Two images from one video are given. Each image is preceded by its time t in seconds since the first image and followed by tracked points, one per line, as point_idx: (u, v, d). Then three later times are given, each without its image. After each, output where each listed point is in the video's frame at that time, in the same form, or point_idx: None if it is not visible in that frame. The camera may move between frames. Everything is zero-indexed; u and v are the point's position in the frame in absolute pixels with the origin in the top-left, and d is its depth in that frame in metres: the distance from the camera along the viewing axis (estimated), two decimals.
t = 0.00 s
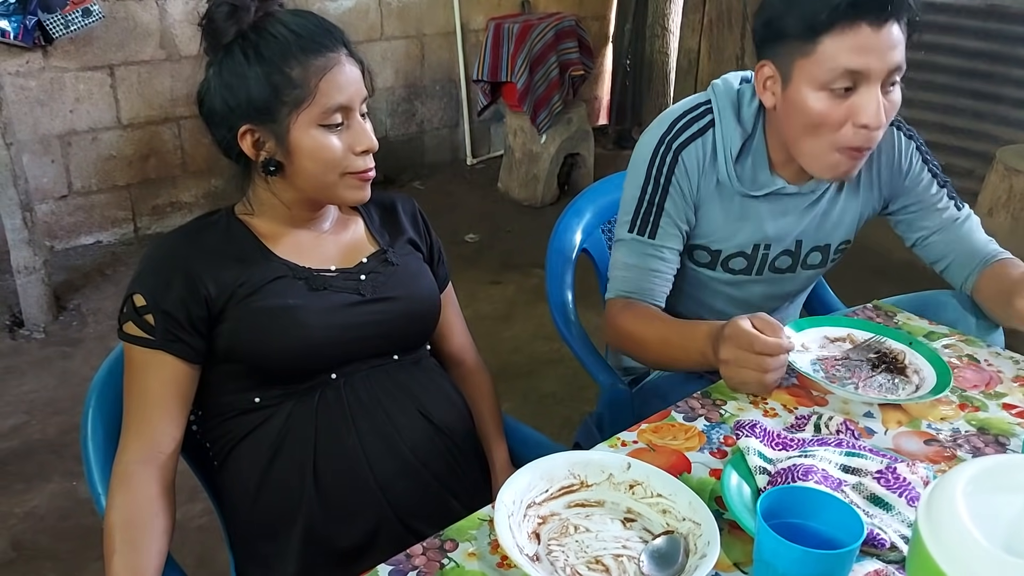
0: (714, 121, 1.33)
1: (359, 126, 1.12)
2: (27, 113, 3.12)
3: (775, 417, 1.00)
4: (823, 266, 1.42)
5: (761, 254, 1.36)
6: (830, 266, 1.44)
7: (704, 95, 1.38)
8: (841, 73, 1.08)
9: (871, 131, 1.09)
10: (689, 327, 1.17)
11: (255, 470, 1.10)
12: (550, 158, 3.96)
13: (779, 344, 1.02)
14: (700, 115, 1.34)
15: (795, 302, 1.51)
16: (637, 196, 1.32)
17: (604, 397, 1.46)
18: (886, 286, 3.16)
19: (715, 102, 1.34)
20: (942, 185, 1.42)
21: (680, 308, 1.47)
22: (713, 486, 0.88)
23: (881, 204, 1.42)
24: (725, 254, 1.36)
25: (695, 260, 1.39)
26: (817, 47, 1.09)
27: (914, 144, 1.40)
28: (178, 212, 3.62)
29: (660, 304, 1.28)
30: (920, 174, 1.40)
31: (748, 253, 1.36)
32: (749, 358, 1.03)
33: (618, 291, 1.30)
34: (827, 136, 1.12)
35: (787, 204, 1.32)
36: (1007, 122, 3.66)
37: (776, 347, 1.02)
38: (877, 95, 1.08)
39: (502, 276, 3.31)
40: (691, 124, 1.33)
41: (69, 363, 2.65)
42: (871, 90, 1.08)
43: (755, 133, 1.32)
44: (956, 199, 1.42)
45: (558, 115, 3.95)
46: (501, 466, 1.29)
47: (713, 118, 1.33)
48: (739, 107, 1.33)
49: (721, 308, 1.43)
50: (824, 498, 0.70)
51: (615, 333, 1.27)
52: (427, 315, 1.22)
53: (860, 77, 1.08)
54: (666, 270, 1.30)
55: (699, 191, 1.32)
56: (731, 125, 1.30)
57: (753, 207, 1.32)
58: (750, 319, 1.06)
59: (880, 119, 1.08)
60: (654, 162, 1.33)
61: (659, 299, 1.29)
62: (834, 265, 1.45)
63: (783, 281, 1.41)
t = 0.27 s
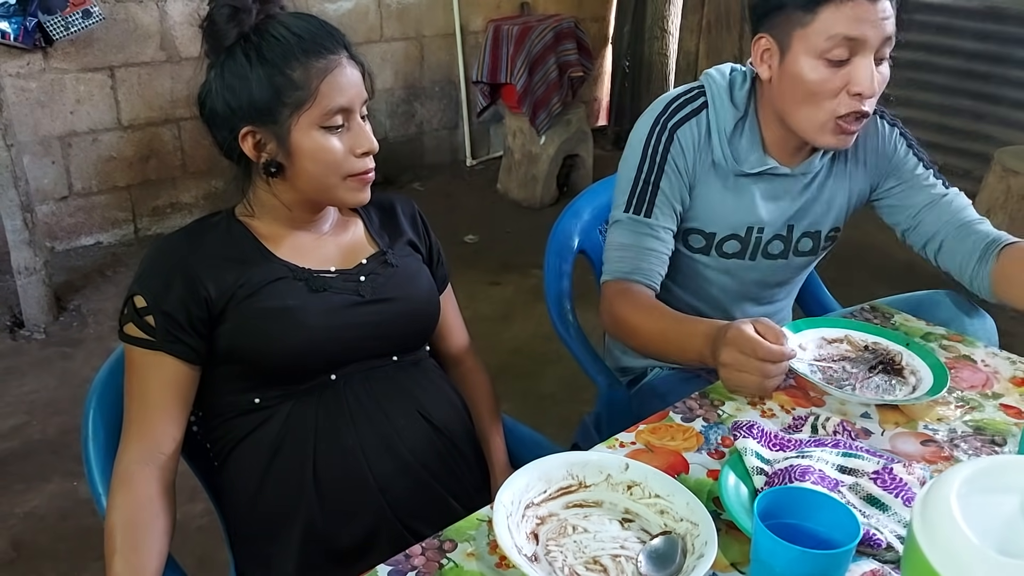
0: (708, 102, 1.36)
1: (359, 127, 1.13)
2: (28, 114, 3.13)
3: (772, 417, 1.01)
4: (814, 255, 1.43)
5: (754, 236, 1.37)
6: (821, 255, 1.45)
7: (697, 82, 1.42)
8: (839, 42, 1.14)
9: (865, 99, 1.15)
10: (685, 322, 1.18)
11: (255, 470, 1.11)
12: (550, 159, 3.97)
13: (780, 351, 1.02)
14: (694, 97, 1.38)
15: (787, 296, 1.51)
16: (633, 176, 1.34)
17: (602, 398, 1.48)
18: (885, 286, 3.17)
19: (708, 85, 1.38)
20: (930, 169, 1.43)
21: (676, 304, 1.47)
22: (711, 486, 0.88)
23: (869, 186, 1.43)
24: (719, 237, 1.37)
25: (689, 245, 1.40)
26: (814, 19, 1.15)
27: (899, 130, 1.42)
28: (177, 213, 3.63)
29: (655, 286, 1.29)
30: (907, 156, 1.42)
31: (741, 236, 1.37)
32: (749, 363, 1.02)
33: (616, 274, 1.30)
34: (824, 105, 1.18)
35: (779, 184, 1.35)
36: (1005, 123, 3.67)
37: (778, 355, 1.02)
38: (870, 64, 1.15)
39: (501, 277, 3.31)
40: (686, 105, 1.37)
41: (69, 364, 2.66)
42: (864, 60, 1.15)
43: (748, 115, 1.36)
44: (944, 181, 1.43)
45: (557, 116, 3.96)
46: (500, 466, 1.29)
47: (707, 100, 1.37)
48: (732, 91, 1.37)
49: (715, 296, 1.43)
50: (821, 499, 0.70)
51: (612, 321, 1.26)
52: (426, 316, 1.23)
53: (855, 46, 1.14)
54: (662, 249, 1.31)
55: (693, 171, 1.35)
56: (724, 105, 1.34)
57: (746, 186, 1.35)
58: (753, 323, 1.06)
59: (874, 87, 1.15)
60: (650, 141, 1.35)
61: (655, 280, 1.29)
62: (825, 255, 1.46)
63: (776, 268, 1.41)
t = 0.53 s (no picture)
0: (709, 100, 1.37)
1: (358, 129, 1.13)
2: (28, 115, 3.14)
3: (768, 418, 1.01)
4: (810, 256, 1.43)
5: (754, 234, 1.37)
6: (818, 256, 1.45)
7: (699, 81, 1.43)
8: (826, 44, 1.14)
9: (854, 101, 1.15)
10: (685, 322, 1.19)
11: (254, 470, 1.11)
12: (549, 161, 3.98)
13: (776, 351, 1.04)
14: (695, 95, 1.38)
15: (786, 296, 1.52)
16: (634, 172, 1.35)
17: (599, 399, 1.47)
18: (882, 287, 3.18)
19: (709, 83, 1.39)
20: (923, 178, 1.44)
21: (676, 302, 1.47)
22: (706, 486, 0.89)
23: (864, 190, 1.44)
24: (719, 234, 1.38)
25: (689, 241, 1.40)
26: (802, 22, 1.15)
27: (895, 137, 1.43)
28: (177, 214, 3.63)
29: (656, 282, 1.30)
30: (901, 164, 1.43)
31: (740, 234, 1.38)
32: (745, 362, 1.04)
33: (616, 269, 1.31)
34: (812, 105, 1.19)
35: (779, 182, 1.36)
36: (1002, 125, 3.68)
37: (774, 354, 1.03)
38: (857, 67, 1.15)
39: (500, 278, 3.32)
40: (687, 102, 1.37)
41: (69, 365, 2.66)
42: (851, 63, 1.15)
43: (748, 113, 1.36)
44: (936, 191, 1.44)
45: (556, 117, 3.97)
46: (498, 466, 1.30)
47: (708, 97, 1.38)
48: (733, 88, 1.37)
49: (714, 294, 1.43)
50: (814, 498, 0.71)
51: (613, 316, 1.27)
52: (423, 317, 1.23)
53: (843, 48, 1.14)
54: (663, 243, 1.32)
55: (694, 167, 1.36)
56: (726, 102, 1.35)
57: (747, 183, 1.35)
58: (748, 324, 1.08)
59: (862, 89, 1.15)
60: (652, 137, 1.36)
61: (655, 275, 1.30)
62: (822, 256, 1.47)
63: (774, 267, 1.42)
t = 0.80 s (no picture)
0: (717, 104, 1.38)
1: (361, 130, 1.14)
2: (30, 117, 3.14)
3: (768, 417, 1.02)
4: (814, 260, 1.44)
5: (758, 239, 1.38)
6: (822, 260, 1.46)
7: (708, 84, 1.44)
8: (827, 74, 1.13)
9: (851, 129, 1.15)
10: (686, 322, 1.20)
11: (257, 470, 1.12)
12: (550, 162, 3.98)
13: (774, 351, 1.05)
14: (703, 98, 1.39)
15: (789, 298, 1.52)
16: (640, 175, 1.36)
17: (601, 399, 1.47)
18: (883, 288, 3.18)
19: (718, 87, 1.39)
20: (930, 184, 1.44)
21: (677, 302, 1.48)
22: (707, 486, 0.89)
23: (869, 198, 1.45)
24: (723, 237, 1.38)
25: (694, 244, 1.41)
26: (807, 48, 1.14)
27: (900, 145, 1.43)
28: (179, 216, 3.64)
29: (660, 284, 1.32)
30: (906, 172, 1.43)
31: (745, 237, 1.38)
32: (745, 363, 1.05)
33: (621, 270, 1.33)
34: (807, 127, 1.20)
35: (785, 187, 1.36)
36: (1002, 127, 3.69)
37: (772, 354, 1.05)
38: (858, 96, 1.14)
39: (501, 279, 3.32)
40: (695, 106, 1.38)
41: (71, 366, 2.67)
42: (852, 92, 1.14)
43: (755, 118, 1.37)
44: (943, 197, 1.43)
45: (557, 119, 3.98)
46: (499, 465, 1.31)
47: (716, 102, 1.38)
48: (741, 93, 1.37)
49: (717, 296, 1.44)
50: (813, 497, 0.71)
51: (616, 317, 1.29)
52: (425, 317, 1.24)
53: (845, 79, 1.13)
54: (667, 246, 1.33)
55: (700, 170, 1.37)
56: (733, 107, 1.35)
57: (752, 188, 1.36)
58: (746, 324, 1.09)
59: (860, 119, 1.14)
60: (659, 140, 1.36)
61: (659, 276, 1.32)
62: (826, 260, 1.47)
63: (778, 270, 1.42)
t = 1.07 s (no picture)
0: (719, 113, 1.36)
1: (356, 127, 1.14)
2: (27, 116, 3.14)
3: (765, 418, 1.01)
4: (816, 267, 1.43)
5: (760, 248, 1.37)
6: (824, 267, 1.45)
7: (710, 91, 1.42)
8: (827, 95, 1.12)
9: (852, 148, 1.15)
10: (678, 330, 1.20)
11: (251, 471, 1.11)
12: (549, 162, 3.98)
13: (767, 349, 1.04)
14: (706, 107, 1.38)
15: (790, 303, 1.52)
16: (642, 185, 1.35)
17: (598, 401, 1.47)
18: (881, 289, 3.18)
19: (720, 95, 1.38)
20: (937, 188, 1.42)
21: (676, 304, 1.47)
22: (704, 487, 0.89)
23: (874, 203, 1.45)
24: (726, 247, 1.38)
25: (695, 253, 1.40)
26: (807, 68, 1.13)
27: (905, 149, 1.43)
28: (176, 216, 3.64)
29: (661, 296, 1.32)
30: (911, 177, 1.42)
31: (747, 247, 1.37)
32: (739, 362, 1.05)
33: (622, 281, 1.33)
34: (808, 143, 1.19)
35: (787, 197, 1.35)
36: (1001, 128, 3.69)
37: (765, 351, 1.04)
38: (860, 115, 1.13)
39: (499, 280, 3.32)
40: (697, 115, 1.37)
41: (68, 366, 2.66)
42: (854, 111, 1.13)
43: (758, 127, 1.36)
44: (951, 201, 1.41)
45: (556, 119, 3.97)
46: (496, 466, 1.30)
47: (719, 111, 1.37)
48: (744, 102, 1.36)
49: (717, 302, 1.44)
50: (810, 499, 0.71)
51: (616, 324, 1.30)
52: (421, 317, 1.23)
53: (845, 99, 1.12)
54: (668, 258, 1.33)
55: (702, 181, 1.35)
56: (737, 117, 1.34)
57: (755, 199, 1.35)
58: (739, 324, 1.08)
59: (861, 140, 1.13)
60: (660, 150, 1.35)
61: (661, 290, 1.32)
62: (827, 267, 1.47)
63: (779, 278, 1.42)
